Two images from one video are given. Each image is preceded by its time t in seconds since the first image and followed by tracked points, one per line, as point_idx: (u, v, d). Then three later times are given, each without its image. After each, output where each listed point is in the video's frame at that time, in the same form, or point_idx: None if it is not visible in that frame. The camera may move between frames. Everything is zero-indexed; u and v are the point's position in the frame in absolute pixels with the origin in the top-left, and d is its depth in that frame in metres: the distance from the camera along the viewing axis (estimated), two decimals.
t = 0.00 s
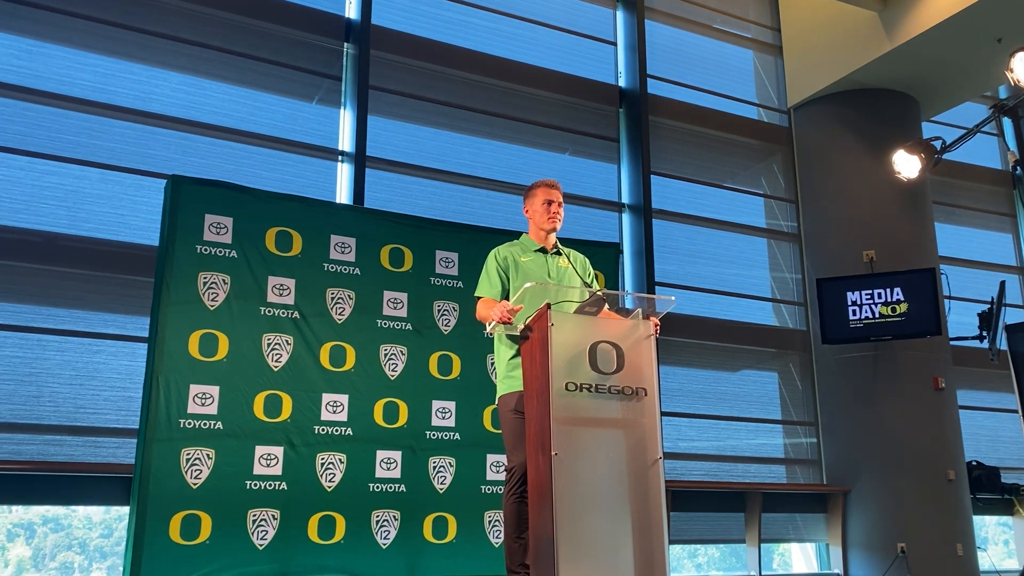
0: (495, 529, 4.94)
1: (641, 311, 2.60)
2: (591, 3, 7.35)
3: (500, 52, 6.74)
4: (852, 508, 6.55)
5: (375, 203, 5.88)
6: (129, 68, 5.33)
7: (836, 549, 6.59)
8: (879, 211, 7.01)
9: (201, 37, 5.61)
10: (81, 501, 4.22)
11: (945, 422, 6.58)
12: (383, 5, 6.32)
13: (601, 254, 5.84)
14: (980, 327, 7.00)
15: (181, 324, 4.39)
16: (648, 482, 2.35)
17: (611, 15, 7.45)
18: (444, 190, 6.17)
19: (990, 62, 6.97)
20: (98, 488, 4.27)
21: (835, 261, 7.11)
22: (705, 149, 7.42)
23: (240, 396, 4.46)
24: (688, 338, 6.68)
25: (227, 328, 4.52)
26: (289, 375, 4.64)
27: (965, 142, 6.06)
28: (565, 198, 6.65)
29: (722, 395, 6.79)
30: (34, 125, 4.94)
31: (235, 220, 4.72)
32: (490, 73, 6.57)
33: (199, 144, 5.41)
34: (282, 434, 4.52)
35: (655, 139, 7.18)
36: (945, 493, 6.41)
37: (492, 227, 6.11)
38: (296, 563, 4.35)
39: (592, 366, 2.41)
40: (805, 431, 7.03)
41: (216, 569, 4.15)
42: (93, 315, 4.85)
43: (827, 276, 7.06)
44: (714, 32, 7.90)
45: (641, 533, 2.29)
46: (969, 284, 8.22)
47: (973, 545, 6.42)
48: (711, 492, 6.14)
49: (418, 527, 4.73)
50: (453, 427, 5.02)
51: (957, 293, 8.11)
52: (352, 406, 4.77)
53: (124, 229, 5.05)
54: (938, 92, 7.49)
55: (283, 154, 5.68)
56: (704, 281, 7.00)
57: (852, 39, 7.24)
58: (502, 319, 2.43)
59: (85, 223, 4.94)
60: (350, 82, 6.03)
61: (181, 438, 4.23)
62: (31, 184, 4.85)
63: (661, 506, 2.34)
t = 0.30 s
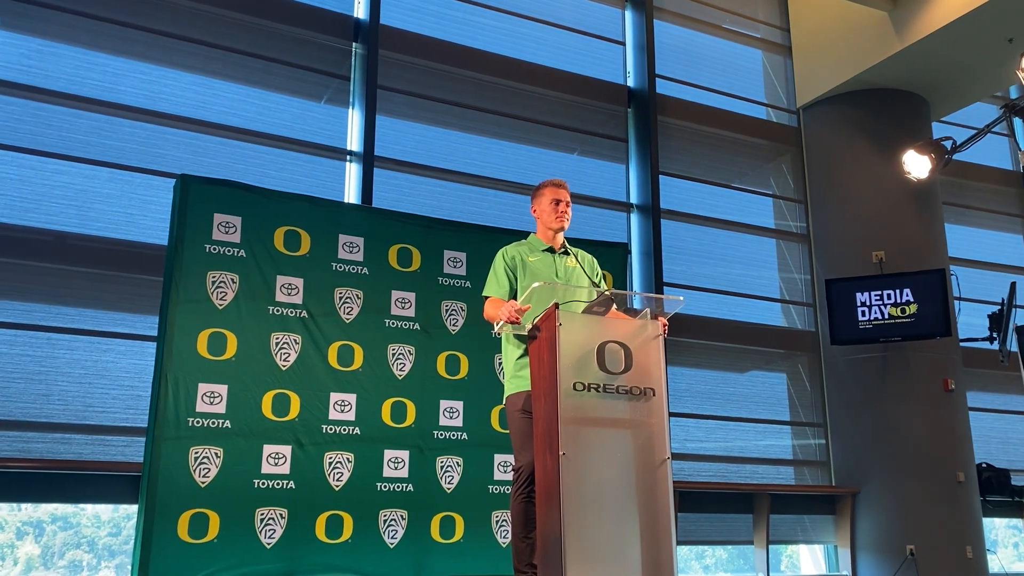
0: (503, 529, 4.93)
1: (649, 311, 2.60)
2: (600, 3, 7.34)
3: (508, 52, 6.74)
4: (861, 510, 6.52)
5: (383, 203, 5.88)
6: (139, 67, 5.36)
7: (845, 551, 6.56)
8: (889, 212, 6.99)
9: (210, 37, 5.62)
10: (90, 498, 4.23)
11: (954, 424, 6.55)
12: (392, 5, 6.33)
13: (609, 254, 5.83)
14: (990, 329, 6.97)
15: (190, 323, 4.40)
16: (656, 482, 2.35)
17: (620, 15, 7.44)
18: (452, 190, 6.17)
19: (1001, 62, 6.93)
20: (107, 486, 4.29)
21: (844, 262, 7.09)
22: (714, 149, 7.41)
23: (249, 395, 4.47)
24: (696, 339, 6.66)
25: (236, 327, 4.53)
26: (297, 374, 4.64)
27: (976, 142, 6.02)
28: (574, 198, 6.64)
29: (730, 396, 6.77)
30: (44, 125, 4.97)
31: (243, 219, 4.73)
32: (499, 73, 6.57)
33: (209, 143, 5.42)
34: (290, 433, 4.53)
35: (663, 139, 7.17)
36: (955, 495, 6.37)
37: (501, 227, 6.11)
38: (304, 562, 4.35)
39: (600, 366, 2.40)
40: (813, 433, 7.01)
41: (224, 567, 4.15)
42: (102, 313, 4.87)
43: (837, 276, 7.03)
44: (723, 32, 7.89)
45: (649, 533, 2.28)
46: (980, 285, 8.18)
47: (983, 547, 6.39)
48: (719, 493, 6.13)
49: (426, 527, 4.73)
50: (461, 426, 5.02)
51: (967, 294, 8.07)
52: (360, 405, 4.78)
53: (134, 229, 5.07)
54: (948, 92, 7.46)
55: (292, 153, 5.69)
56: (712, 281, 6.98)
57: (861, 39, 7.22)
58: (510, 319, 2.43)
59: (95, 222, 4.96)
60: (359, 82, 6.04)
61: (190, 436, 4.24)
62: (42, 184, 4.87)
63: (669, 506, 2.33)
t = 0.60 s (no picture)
0: (510, 531, 4.93)
1: (657, 313, 2.60)
2: (608, 4, 7.35)
3: (516, 54, 6.75)
4: (869, 513, 6.50)
5: (390, 204, 5.89)
6: (148, 69, 5.38)
7: (852, 554, 6.54)
8: (897, 215, 6.97)
9: (219, 39, 5.65)
10: (98, 498, 4.25)
11: (962, 427, 6.52)
12: (400, 7, 6.34)
13: (616, 255, 5.83)
14: (999, 332, 6.94)
15: (198, 324, 4.41)
16: (664, 484, 2.35)
17: (628, 17, 7.45)
18: (460, 191, 6.18)
19: (1011, 64, 6.90)
20: (115, 485, 4.30)
21: (852, 264, 7.07)
22: (721, 151, 7.40)
23: (257, 395, 4.48)
24: (703, 341, 6.65)
25: (244, 328, 4.55)
26: (305, 375, 4.66)
27: (986, 144, 5.99)
28: (581, 200, 6.64)
29: (738, 398, 6.75)
30: (54, 125, 5.00)
31: (252, 220, 4.75)
32: (507, 74, 6.58)
33: (217, 144, 5.44)
34: (298, 434, 4.54)
35: (671, 140, 7.16)
36: (964, 499, 6.34)
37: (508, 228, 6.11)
38: (311, 563, 4.36)
39: (608, 367, 2.40)
40: (821, 435, 6.99)
41: (232, 567, 4.16)
42: (111, 314, 4.89)
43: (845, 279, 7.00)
44: (731, 33, 7.88)
45: (656, 536, 2.28)
46: (989, 288, 8.14)
47: (991, 551, 6.36)
48: (726, 496, 6.11)
49: (433, 528, 4.73)
50: (468, 428, 5.02)
51: (976, 297, 8.04)
52: (367, 406, 4.78)
53: (143, 229, 5.09)
54: (957, 94, 7.44)
55: (300, 154, 5.71)
56: (720, 283, 6.97)
57: (870, 41, 7.20)
58: (517, 320, 2.42)
59: (104, 223, 4.98)
60: (367, 84, 6.06)
61: (198, 436, 4.25)
62: (51, 184, 4.90)
63: (677, 508, 2.33)
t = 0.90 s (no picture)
0: (515, 535, 4.93)
1: (663, 316, 2.59)
2: (615, 8, 7.35)
3: (522, 57, 6.75)
4: (876, 518, 6.47)
5: (396, 207, 5.90)
6: (156, 72, 5.40)
7: (859, 559, 6.52)
8: (904, 219, 6.94)
9: (227, 42, 5.67)
10: (105, 500, 4.26)
11: (970, 432, 6.49)
12: (407, 10, 6.35)
13: (622, 259, 5.82)
14: (1007, 336, 6.91)
15: (205, 326, 4.42)
16: (669, 489, 2.34)
17: (634, 20, 7.45)
18: (466, 194, 6.18)
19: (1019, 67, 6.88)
20: (122, 488, 4.31)
21: (858, 268, 7.05)
22: (728, 154, 7.39)
23: (263, 398, 4.49)
24: (710, 345, 6.64)
25: (250, 330, 4.56)
26: (311, 378, 4.66)
27: (994, 148, 5.97)
28: (587, 203, 6.64)
29: (744, 402, 6.74)
30: (61, 129, 5.02)
31: (258, 223, 4.76)
32: (513, 77, 6.58)
33: (224, 147, 5.46)
34: (304, 437, 4.54)
35: (677, 143, 7.15)
36: (971, 504, 6.31)
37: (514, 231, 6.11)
38: (316, 566, 4.36)
39: (614, 371, 2.39)
40: (828, 440, 6.98)
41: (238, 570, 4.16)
42: (119, 316, 4.91)
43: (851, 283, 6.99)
44: (738, 37, 7.87)
45: (662, 542, 2.27)
46: (997, 292, 8.11)
47: (999, 557, 6.32)
48: (733, 500, 6.10)
49: (438, 531, 4.73)
50: (473, 431, 5.02)
51: (984, 301, 8.00)
52: (373, 409, 4.78)
53: (150, 232, 5.10)
54: (964, 97, 7.41)
55: (307, 158, 5.72)
56: (726, 287, 6.96)
57: (877, 44, 7.19)
58: (523, 324, 2.42)
59: (111, 225, 5.00)
60: (373, 87, 6.07)
61: (204, 439, 4.26)
62: (59, 187, 4.92)
63: (682, 513, 2.33)
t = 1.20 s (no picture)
0: (518, 536, 4.92)
1: (666, 318, 2.58)
2: (618, 9, 7.35)
3: (526, 59, 6.75)
4: (880, 521, 6.46)
5: (400, 208, 5.90)
6: (159, 74, 5.41)
7: (863, 562, 6.50)
8: (908, 221, 6.93)
9: (231, 44, 5.68)
10: (108, 500, 4.26)
11: (975, 434, 6.47)
12: (410, 12, 6.36)
13: (625, 260, 5.81)
14: (1011, 338, 6.89)
15: (208, 327, 4.43)
16: (672, 491, 2.33)
17: (638, 22, 7.44)
18: (469, 196, 6.18)
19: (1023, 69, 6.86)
20: (125, 488, 4.32)
21: (862, 270, 7.04)
22: (731, 156, 7.38)
23: (266, 399, 4.49)
24: (713, 346, 6.63)
25: (253, 332, 4.56)
26: (314, 379, 4.66)
27: (999, 149, 5.95)
28: (590, 205, 6.63)
29: (747, 404, 6.72)
30: (66, 130, 5.03)
31: (261, 224, 4.76)
32: (516, 79, 6.58)
33: (228, 149, 5.47)
34: (307, 438, 4.55)
35: (681, 145, 7.14)
36: (976, 507, 6.28)
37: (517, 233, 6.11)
38: (319, 567, 4.36)
39: (617, 373, 2.39)
40: (831, 442, 6.96)
41: (241, 571, 4.16)
42: (122, 317, 4.91)
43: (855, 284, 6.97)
44: (742, 38, 7.86)
45: (665, 544, 2.26)
46: (1001, 294, 8.09)
47: (1004, 560, 6.29)
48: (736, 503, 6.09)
49: (441, 533, 4.73)
50: (476, 432, 5.02)
51: (988, 303, 7.98)
52: (376, 410, 4.78)
53: (153, 233, 5.11)
54: (969, 99, 7.40)
55: (310, 159, 5.72)
56: (730, 289, 6.95)
57: (881, 46, 7.18)
58: (525, 325, 2.41)
59: (115, 227, 5.01)
60: (377, 89, 6.08)
61: (207, 440, 4.26)
62: (63, 188, 4.93)
63: (686, 515, 2.32)
